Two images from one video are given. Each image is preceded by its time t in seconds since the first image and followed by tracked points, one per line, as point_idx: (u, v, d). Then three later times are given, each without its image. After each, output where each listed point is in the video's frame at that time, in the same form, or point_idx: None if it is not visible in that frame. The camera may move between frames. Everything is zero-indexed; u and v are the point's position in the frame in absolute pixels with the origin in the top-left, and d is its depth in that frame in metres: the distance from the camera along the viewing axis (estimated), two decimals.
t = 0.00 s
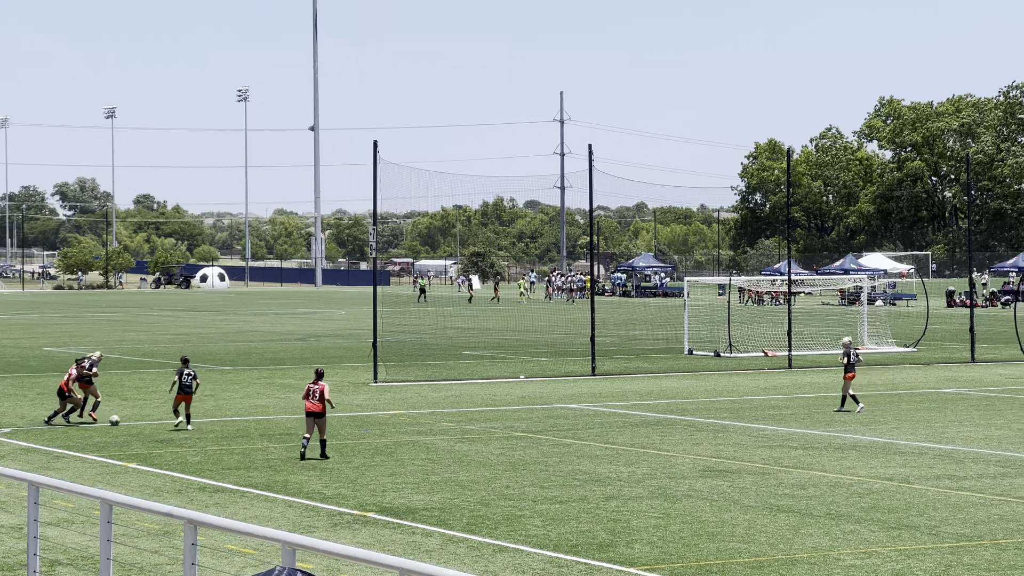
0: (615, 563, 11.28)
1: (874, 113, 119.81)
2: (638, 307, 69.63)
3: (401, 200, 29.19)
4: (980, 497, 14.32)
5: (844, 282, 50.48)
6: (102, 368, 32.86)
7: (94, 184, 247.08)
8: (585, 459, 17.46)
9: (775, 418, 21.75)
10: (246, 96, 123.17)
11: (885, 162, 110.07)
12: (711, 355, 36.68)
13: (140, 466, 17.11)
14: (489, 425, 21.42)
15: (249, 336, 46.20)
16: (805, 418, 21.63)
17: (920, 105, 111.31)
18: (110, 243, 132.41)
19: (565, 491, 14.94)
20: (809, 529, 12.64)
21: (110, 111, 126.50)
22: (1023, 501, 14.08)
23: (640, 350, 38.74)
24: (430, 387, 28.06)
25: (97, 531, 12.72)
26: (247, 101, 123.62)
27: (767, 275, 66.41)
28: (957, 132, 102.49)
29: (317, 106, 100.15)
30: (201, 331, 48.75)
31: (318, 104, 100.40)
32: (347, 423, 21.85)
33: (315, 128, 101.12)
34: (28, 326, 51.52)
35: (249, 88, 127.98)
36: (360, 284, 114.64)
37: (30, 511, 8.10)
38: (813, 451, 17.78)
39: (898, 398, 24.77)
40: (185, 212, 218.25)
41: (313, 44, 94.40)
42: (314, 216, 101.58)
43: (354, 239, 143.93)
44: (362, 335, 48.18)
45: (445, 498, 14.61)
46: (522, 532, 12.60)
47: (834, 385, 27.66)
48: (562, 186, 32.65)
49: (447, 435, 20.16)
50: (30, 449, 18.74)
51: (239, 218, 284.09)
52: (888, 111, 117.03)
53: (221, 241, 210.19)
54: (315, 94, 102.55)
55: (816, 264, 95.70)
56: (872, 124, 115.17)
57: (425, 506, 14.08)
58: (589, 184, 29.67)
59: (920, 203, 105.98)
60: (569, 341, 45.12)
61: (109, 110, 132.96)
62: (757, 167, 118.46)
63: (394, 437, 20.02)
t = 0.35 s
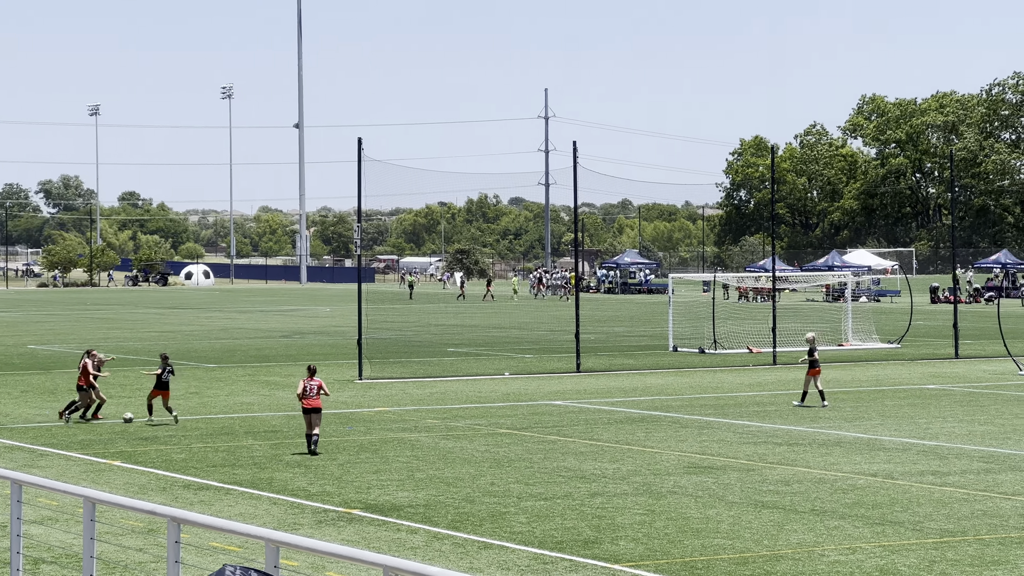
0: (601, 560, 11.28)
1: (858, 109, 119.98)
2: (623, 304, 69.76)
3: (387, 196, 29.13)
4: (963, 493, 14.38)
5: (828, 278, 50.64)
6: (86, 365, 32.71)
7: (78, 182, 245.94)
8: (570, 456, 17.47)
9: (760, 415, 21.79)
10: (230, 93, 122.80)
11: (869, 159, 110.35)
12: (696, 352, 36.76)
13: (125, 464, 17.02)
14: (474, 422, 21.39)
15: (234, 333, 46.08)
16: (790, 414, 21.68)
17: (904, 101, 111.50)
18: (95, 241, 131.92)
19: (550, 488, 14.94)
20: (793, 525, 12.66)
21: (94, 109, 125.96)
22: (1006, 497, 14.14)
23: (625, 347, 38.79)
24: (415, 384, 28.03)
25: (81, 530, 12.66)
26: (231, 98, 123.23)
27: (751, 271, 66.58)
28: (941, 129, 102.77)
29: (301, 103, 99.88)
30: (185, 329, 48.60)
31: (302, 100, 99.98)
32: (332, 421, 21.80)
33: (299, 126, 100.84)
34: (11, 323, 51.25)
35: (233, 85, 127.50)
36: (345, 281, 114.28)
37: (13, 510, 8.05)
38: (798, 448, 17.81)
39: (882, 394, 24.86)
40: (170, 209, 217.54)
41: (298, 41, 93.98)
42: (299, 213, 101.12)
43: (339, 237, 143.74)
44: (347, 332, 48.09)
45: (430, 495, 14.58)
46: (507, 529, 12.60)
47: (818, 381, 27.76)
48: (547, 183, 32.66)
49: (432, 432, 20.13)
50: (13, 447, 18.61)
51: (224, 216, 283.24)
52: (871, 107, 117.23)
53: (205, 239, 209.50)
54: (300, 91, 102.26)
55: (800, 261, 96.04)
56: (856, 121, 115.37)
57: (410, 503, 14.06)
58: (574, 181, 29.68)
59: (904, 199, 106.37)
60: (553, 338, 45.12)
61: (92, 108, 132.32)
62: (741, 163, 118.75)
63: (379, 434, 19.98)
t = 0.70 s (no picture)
0: (594, 556, 11.28)
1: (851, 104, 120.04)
2: (616, 299, 69.86)
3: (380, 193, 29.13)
4: (957, 488, 14.41)
5: (822, 273, 50.68)
6: (79, 363, 32.64)
7: (71, 178, 245.32)
8: (564, 452, 17.47)
9: (754, 411, 21.80)
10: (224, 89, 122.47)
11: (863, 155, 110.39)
12: (690, 348, 36.77)
13: (118, 461, 16.98)
14: (468, 418, 21.38)
15: (228, 330, 46.04)
16: (785, 410, 21.70)
17: (897, 96, 111.44)
18: (89, 238, 131.53)
19: (544, 484, 14.94)
20: (786, 521, 12.67)
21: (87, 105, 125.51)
22: (999, 492, 14.17)
23: (619, 343, 38.81)
24: (409, 381, 28.03)
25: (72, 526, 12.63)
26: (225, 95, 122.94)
27: (745, 267, 66.61)
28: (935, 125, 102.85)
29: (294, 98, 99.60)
30: (178, 325, 48.52)
31: (296, 96, 99.80)
32: (325, 417, 21.76)
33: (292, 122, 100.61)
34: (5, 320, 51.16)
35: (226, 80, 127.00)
36: (339, 277, 114.15)
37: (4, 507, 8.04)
38: (791, 443, 17.84)
39: (875, 390, 24.89)
40: (163, 206, 217.15)
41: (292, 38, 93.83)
42: (292, 209, 100.93)
43: (333, 232, 143.65)
44: (341, 328, 48.08)
45: (424, 491, 14.57)
46: (500, 526, 12.59)
47: (812, 377, 27.78)
48: (540, 179, 32.67)
49: (426, 429, 20.11)
50: (6, 445, 18.56)
51: (218, 212, 282.70)
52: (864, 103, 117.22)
53: (199, 235, 209.05)
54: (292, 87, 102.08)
55: (795, 256, 96.17)
56: (849, 118, 115.33)
57: (404, 499, 14.04)
58: (568, 177, 29.68)
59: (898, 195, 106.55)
60: (547, 334, 45.12)
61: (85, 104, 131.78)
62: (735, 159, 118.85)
63: (373, 430, 19.97)
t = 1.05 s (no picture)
0: (599, 550, 11.28)
1: (855, 99, 119.96)
2: (621, 294, 69.80)
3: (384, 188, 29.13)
4: (962, 483, 14.39)
5: (826, 269, 50.61)
6: (84, 358, 32.68)
7: (75, 174, 245.31)
8: (568, 447, 17.47)
9: (758, 405, 21.77)
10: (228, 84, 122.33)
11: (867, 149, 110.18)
12: (694, 343, 36.74)
13: (123, 456, 17.01)
14: (473, 413, 21.39)
15: (232, 326, 46.08)
16: (789, 405, 21.69)
17: (902, 91, 111.22)
18: (93, 234, 131.52)
19: (548, 479, 14.95)
20: (791, 516, 12.67)
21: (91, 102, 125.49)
22: (1004, 487, 14.14)
23: (623, 338, 38.81)
24: (413, 376, 28.05)
25: (78, 522, 12.65)
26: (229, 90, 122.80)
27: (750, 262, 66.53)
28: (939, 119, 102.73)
29: (298, 94, 99.55)
30: (183, 321, 48.57)
31: (301, 92, 99.80)
32: (330, 412, 21.75)
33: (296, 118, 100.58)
34: (10, 316, 51.22)
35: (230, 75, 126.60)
36: (344, 273, 114.17)
37: (10, 502, 8.04)
38: (795, 438, 17.83)
39: (880, 385, 24.84)
40: (167, 202, 216.98)
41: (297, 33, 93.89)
42: (297, 204, 100.93)
43: (337, 227, 143.75)
44: (345, 323, 48.10)
45: (428, 486, 14.58)
46: (505, 520, 12.60)
47: (816, 372, 27.74)
48: (544, 175, 32.63)
49: (430, 423, 20.12)
50: (12, 440, 18.58)
51: (222, 207, 282.67)
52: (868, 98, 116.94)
53: (203, 231, 208.85)
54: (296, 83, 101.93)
55: (799, 251, 96.06)
56: (854, 112, 115.08)
57: (408, 494, 14.05)
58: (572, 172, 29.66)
59: (902, 190, 106.37)
60: (551, 329, 45.07)
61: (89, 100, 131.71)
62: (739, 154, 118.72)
63: (377, 425, 19.96)
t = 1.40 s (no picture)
0: (618, 548, 11.28)
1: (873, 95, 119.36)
2: (639, 291, 69.77)
3: (401, 185, 29.18)
4: (982, 480, 14.33)
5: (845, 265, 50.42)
6: (103, 356, 32.86)
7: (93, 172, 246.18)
8: (586, 444, 17.48)
9: (777, 402, 21.71)
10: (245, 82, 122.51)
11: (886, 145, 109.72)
12: (712, 339, 36.67)
13: (142, 453, 17.10)
14: (491, 410, 21.41)
15: (250, 323, 46.24)
16: (807, 401, 21.63)
17: (921, 86, 110.68)
18: (111, 232, 132.04)
19: (566, 476, 14.97)
20: (810, 513, 12.64)
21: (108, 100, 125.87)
22: None
23: (641, 335, 38.78)
24: (431, 373, 28.09)
25: (97, 519, 12.73)
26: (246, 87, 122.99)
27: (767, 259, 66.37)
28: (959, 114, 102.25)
29: (315, 91, 99.69)
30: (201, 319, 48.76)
31: (318, 89, 99.82)
32: (347, 410, 21.81)
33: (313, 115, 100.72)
34: (29, 314, 51.51)
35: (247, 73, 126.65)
36: (361, 270, 114.22)
37: (31, 500, 8.10)
38: (815, 435, 17.78)
39: (900, 381, 24.75)
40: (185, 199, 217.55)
41: (314, 32, 93.91)
42: (314, 201, 101.02)
43: (354, 224, 143.88)
44: (362, 321, 48.20)
45: (447, 483, 14.61)
46: (524, 517, 12.62)
47: (835, 368, 27.65)
48: (561, 171, 32.63)
49: (448, 421, 20.16)
50: (31, 437, 18.71)
51: (239, 205, 283.38)
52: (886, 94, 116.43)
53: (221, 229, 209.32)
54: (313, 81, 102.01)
55: (817, 248, 95.73)
56: (872, 108, 114.55)
57: (426, 492, 14.09)
58: (589, 169, 29.64)
59: (921, 185, 105.89)
60: (569, 326, 45.01)
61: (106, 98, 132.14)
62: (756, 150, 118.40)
63: (395, 423, 20.01)
